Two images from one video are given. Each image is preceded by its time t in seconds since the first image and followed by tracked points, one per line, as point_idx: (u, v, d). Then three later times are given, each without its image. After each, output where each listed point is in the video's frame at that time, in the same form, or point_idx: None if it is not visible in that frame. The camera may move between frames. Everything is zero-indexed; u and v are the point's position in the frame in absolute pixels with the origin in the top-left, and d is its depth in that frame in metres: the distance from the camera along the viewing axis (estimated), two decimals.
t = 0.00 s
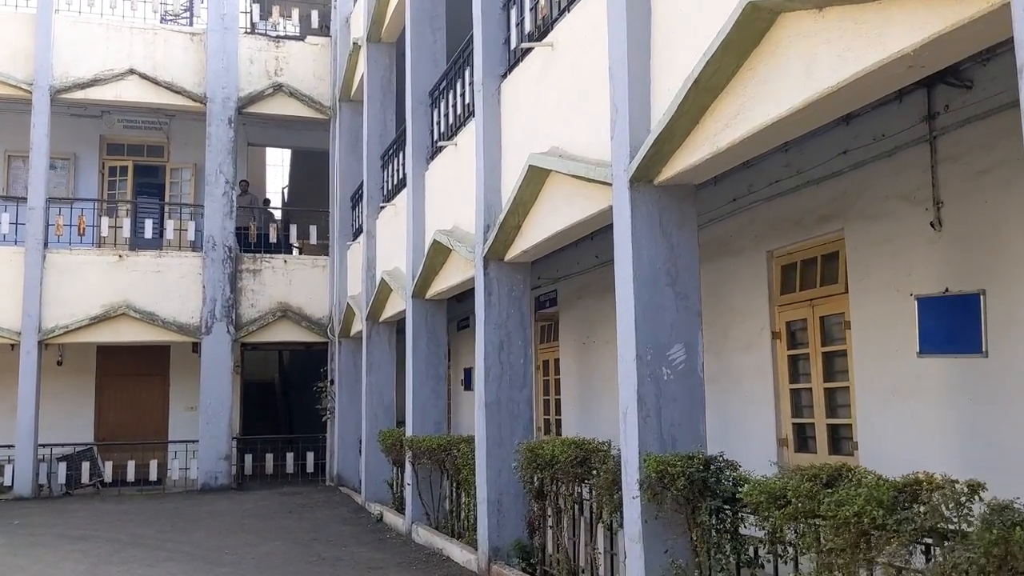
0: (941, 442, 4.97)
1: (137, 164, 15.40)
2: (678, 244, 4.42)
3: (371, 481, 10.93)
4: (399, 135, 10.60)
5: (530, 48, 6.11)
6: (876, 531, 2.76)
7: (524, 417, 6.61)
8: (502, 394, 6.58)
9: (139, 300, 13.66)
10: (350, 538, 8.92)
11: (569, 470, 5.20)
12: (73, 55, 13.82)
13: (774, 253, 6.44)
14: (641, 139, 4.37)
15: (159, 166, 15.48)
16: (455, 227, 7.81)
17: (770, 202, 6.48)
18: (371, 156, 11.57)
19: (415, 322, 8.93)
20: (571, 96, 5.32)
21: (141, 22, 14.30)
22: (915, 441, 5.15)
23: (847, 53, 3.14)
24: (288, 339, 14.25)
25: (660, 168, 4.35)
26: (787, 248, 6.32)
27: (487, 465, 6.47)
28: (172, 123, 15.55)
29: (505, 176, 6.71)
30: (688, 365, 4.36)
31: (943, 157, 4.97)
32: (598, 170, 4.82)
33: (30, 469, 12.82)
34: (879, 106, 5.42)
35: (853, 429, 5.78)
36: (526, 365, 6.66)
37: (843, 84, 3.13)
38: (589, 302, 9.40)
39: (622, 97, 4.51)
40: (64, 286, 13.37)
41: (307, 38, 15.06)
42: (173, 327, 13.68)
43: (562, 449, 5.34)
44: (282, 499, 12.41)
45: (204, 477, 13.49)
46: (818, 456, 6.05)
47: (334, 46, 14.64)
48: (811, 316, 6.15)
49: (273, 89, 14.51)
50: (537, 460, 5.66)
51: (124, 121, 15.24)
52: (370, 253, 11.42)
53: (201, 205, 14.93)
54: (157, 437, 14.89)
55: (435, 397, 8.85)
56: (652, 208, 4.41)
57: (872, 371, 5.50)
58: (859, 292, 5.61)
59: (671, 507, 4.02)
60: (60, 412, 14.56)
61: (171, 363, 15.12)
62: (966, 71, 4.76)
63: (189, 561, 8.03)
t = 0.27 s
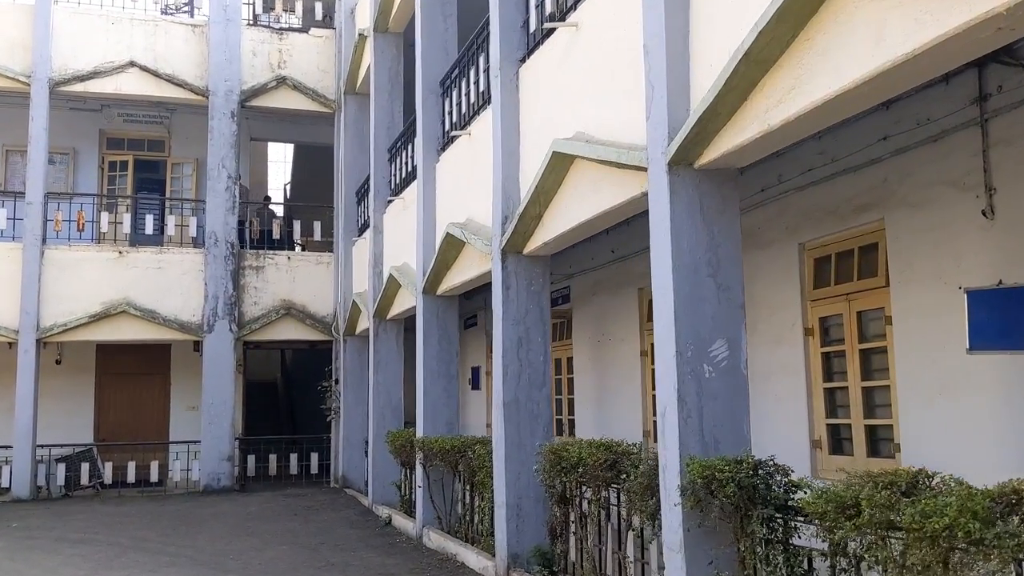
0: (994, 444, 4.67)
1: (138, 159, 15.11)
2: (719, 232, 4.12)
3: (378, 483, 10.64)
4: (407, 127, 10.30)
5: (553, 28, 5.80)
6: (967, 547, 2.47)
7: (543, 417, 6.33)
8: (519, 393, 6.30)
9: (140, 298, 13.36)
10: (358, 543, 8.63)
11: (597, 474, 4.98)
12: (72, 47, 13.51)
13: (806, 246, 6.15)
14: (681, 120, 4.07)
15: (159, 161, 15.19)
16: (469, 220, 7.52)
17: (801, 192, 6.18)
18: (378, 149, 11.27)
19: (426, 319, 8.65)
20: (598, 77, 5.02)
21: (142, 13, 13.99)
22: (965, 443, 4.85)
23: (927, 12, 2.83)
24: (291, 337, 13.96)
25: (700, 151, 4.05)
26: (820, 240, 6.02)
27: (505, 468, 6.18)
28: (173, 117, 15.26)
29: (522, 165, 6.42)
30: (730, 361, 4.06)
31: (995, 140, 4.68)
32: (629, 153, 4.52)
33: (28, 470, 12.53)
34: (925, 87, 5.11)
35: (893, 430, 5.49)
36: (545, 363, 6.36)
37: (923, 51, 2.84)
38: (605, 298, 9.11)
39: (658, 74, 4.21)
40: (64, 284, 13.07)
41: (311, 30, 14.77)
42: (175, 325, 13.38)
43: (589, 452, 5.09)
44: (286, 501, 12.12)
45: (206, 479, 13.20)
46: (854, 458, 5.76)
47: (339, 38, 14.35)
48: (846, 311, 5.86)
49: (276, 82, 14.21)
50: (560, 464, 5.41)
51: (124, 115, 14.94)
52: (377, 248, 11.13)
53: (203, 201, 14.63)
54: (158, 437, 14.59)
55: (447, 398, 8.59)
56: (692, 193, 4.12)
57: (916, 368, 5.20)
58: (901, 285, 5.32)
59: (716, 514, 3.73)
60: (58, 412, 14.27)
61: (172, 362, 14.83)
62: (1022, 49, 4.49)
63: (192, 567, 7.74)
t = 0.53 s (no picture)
0: None
1: (138, 154, 14.83)
2: (764, 217, 3.84)
3: (385, 485, 10.36)
4: (416, 118, 10.02)
5: (576, 7, 5.53)
6: None
7: (564, 416, 6.05)
8: (539, 391, 6.02)
9: (141, 295, 13.08)
10: (366, 546, 8.35)
11: (628, 476, 4.71)
12: (72, 39, 13.23)
13: (840, 237, 5.87)
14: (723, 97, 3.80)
15: (160, 156, 14.91)
16: (484, 212, 7.25)
17: (834, 180, 5.90)
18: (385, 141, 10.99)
19: (437, 316, 8.37)
20: (628, 56, 4.74)
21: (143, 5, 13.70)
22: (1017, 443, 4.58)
23: None
24: (295, 335, 13.67)
25: (745, 131, 3.79)
26: (855, 230, 5.75)
27: (524, 470, 5.91)
28: (174, 112, 14.97)
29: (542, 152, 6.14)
30: (776, 356, 3.78)
31: None
32: (664, 135, 4.24)
33: (26, 471, 12.24)
34: (972, 67, 4.84)
35: (936, 430, 5.22)
36: (566, 360, 6.09)
37: (1010, 10, 2.57)
38: (621, 293, 8.81)
39: (699, 48, 3.93)
40: (63, 280, 12.80)
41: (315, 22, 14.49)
42: (176, 323, 13.10)
43: (618, 453, 4.82)
44: (290, 502, 11.82)
45: (208, 480, 12.91)
46: (893, 459, 5.48)
47: (344, 30, 14.08)
48: (884, 305, 5.59)
49: (280, 75, 13.93)
50: (586, 465, 5.14)
51: (124, 109, 14.65)
52: (384, 243, 10.84)
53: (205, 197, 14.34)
54: (159, 437, 14.31)
55: (458, 397, 8.31)
56: (735, 175, 3.84)
57: (962, 364, 4.93)
58: (946, 276, 5.06)
59: (767, 521, 3.46)
60: (57, 412, 13.98)
61: (174, 361, 14.54)
62: None
63: (196, 572, 7.46)
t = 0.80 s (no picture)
0: None
1: (137, 149, 14.52)
2: (816, 202, 3.54)
3: (391, 487, 10.06)
4: (423, 110, 9.71)
5: None
6: None
7: (585, 418, 5.75)
8: (559, 393, 5.72)
9: (139, 293, 12.77)
10: (374, 552, 8.04)
11: (661, 483, 4.41)
12: (69, 30, 12.91)
13: (876, 228, 5.57)
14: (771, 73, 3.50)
15: (159, 151, 14.59)
16: (497, 204, 6.94)
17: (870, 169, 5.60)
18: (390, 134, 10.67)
19: (446, 313, 8.06)
20: (661, 32, 4.42)
21: None
22: None
23: None
24: (297, 334, 13.37)
25: (795, 109, 3.48)
26: (894, 221, 5.43)
27: (543, 474, 5.61)
28: (174, 106, 14.66)
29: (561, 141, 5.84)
30: (829, 355, 3.47)
31: None
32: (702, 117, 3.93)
33: (21, 473, 11.92)
34: None
35: (983, 432, 4.92)
36: (587, 359, 5.78)
37: None
38: (635, 290, 8.52)
39: (743, 20, 3.63)
40: (59, 277, 12.48)
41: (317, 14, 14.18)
42: (176, 321, 12.78)
43: (649, 459, 4.51)
44: (293, 505, 11.52)
45: (208, 482, 12.59)
46: (936, 463, 5.18)
47: (347, 21, 13.78)
48: (928, 300, 5.30)
49: (282, 68, 13.63)
50: (613, 471, 4.85)
51: (122, 103, 14.34)
52: (390, 239, 10.54)
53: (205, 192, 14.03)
54: (158, 439, 13.99)
55: (469, 397, 8.02)
56: (783, 158, 3.54)
57: (1014, 361, 4.63)
58: (997, 268, 4.76)
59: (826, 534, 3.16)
60: (54, 412, 13.66)
61: (173, 360, 14.23)
62: None
63: None
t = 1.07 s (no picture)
0: None
1: (135, 141, 14.22)
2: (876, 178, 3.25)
3: (398, 487, 9.77)
4: (431, 98, 9.42)
5: None
6: None
7: (607, 415, 5.44)
8: (581, 388, 5.41)
9: (137, 288, 12.46)
10: (381, 555, 7.74)
11: (696, 482, 4.09)
12: (65, 18, 12.60)
13: (915, 214, 5.27)
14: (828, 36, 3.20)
15: (158, 143, 14.29)
16: (512, 192, 6.64)
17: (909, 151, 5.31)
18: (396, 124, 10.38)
19: (456, 307, 7.77)
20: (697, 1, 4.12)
21: None
22: None
23: None
24: (299, 330, 13.07)
25: (853, 76, 3.19)
26: (935, 207, 5.14)
27: (563, 474, 5.31)
28: (173, 97, 14.36)
29: (581, 122, 5.54)
30: (892, 343, 3.18)
31: None
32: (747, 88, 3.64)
33: (17, 473, 11.62)
34: None
35: None
36: (609, 352, 5.48)
37: None
38: (651, 283, 8.23)
39: None
40: (56, 272, 12.18)
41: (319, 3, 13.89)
42: (175, 317, 12.48)
43: (683, 456, 4.20)
44: (296, 505, 11.22)
45: (208, 482, 12.29)
46: (982, 462, 4.89)
47: (350, 11, 13.48)
48: (973, 289, 4.99)
49: (283, 58, 13.32)
50: (641, 470, 4.56)
51: (120, 94, 14.04)
52: (396, 232, 10.23)
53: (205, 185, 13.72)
54: (157, 437, 13.69)
55: (480, 395, 7.72)
56: (840, 128, 3.24)
57: None
58: None
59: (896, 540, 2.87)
60: (50, 410, 13.36)
61: (172, 357, 13.93)
62: None
63: None
